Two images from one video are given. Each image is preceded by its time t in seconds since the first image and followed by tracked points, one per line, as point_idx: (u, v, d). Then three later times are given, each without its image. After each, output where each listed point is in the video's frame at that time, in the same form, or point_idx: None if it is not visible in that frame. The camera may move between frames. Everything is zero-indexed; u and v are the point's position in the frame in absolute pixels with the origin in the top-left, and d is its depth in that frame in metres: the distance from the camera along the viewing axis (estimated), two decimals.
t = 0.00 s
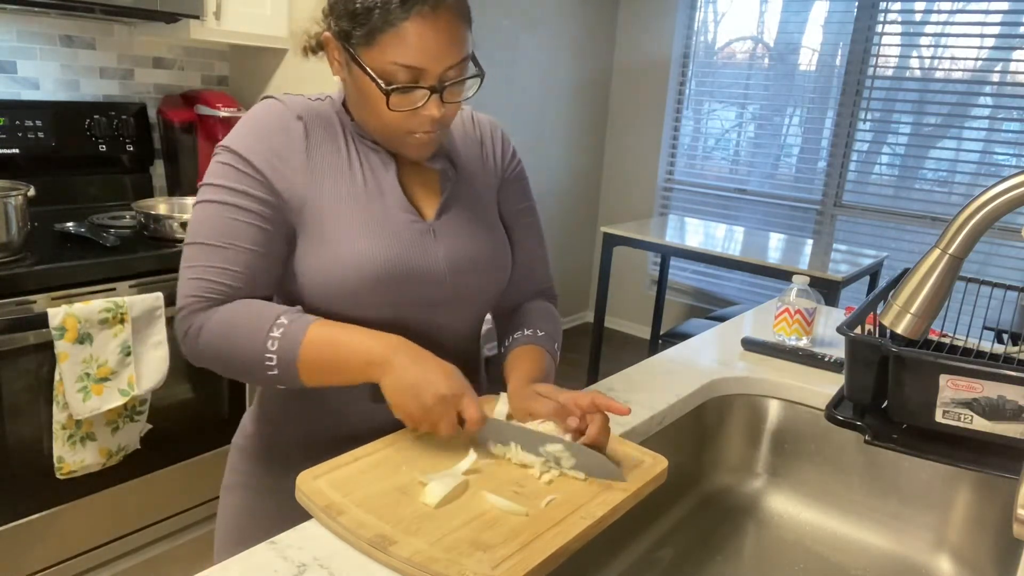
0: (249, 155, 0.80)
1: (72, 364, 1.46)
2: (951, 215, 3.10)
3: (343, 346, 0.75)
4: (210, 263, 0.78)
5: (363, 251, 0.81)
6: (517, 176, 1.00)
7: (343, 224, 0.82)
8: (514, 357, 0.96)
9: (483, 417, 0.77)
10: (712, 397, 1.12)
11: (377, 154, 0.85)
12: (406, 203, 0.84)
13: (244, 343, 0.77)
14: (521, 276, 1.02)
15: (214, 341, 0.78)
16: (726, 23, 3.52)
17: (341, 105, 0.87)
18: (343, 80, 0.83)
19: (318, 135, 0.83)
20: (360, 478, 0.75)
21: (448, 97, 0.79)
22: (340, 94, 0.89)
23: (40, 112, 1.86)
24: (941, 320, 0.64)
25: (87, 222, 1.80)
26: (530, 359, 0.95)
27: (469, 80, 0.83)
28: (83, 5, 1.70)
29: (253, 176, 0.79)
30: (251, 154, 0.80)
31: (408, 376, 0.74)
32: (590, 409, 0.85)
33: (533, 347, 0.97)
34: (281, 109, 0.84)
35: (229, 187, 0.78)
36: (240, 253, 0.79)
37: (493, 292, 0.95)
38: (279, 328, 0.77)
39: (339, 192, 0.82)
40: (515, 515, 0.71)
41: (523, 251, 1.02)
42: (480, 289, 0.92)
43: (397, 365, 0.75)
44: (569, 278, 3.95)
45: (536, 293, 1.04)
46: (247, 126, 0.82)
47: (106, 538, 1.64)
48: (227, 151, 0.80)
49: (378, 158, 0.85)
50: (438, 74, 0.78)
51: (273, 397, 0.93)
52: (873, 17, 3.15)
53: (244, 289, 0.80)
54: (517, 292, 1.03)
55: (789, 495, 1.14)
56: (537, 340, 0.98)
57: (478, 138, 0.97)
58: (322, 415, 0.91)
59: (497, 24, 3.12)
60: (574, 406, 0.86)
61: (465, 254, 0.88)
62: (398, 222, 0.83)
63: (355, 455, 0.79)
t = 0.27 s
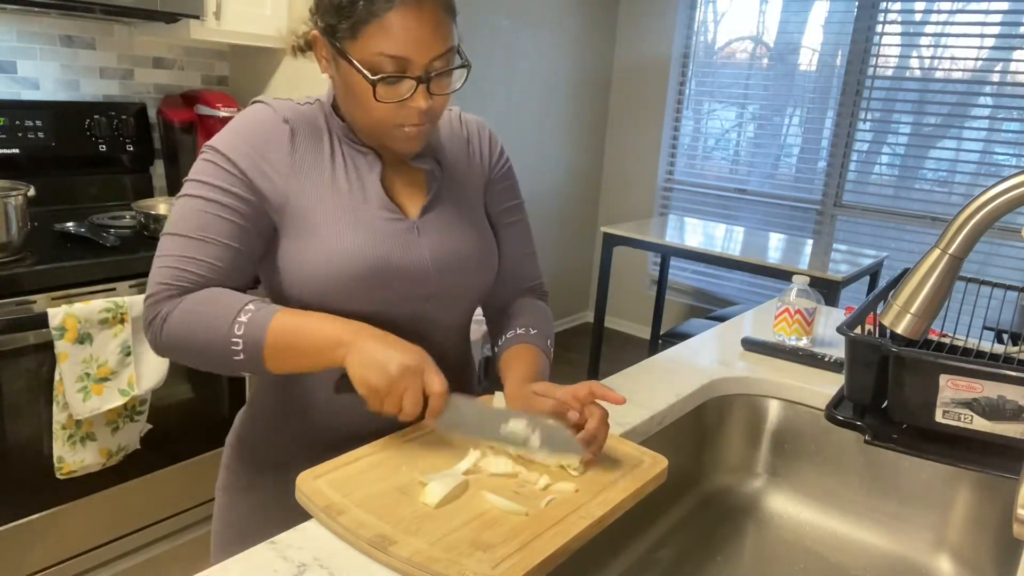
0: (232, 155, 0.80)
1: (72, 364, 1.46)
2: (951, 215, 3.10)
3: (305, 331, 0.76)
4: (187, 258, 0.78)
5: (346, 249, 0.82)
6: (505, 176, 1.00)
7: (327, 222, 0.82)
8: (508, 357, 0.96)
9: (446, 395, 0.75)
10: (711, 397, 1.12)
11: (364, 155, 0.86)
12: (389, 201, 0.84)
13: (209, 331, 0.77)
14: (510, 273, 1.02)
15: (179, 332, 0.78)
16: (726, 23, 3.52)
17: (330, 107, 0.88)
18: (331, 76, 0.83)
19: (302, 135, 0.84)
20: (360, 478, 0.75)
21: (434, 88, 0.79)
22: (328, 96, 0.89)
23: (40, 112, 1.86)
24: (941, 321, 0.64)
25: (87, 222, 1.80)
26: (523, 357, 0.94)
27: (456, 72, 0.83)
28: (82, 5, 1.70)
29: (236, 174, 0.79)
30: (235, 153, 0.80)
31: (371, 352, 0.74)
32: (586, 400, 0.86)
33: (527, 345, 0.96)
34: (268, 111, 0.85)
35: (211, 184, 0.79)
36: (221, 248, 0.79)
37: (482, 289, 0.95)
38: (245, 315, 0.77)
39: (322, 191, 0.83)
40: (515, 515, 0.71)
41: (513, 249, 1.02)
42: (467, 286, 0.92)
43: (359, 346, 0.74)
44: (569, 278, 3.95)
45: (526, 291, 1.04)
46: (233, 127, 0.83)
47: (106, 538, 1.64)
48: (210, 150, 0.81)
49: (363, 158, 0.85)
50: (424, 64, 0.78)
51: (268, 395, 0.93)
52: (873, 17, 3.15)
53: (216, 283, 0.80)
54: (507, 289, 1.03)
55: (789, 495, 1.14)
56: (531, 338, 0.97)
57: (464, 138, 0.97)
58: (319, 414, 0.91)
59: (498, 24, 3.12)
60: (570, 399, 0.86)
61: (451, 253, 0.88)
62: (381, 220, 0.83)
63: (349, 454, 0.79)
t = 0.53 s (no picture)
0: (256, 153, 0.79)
1: (72, 364, 1.46)
2: (951, 215, 3.10)
3: (375, 323, 0.75)
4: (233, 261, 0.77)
5: (355, 250, 0.82)
6: (505, 172, 1.00)
7: (337, 225, 0.82)
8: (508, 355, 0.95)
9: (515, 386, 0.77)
10: (711, 397, 1.12)
11: (371, 156, 0.85)
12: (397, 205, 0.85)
13: (281, 332, 0.76)
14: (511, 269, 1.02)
15: (246, 335, 0.77)
16: (726, 23, 3.52)
17: (334, 106, 0.87)
18: (335, 83, 0.83)
19: (314, 134, 0.83)
20: (361, 477, 0.75)
21: (439, 96, 0.79)
22: (331, 94, 0.89)
23: (40, 112, 1.86)
24: (941, 320, 0.64)
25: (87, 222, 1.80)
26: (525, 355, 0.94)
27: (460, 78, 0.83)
28: (83, 5, 1.70)
29: (260, 175, 0.79)
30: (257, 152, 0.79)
31: (445, 345, 0.74)
32: (591, 401, 0.91)
33: (531, 343, 0.96)
34: (278, 108, 0.84)
35: (241, 185, 0.78)
36: (260, 249, 0.78)
37: (483, 287, 0.95)
38: (314, 311, 0.76)
39: (336, 193, 0.82)
40: (515, 514, 0.71)
41: (513, 248, 1.01)
42: (470, 285, 0.92)
43: (430, 339, 0.74)
44: (569, 278, 3.95)
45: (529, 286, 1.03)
46: (245, 124, 0.82)
47: (106, 538, 1.64)
48: (228, 149, 0.80)
49: (371, 160, 0.85)
50: (428, 74, 0.78)
51: (268, 395, 0.93)
52: (872, 17, 3.15)
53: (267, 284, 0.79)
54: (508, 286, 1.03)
55: (789, 494, 1.14)
56: (534, 336, 0.97)
57: (466, 135, 0.97)
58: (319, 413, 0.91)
59: (497, 24, 3.12)
60: (577, 401, 0.90)
61: (454, 253, 0.89)
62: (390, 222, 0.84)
63: (351, 454, 0.79)
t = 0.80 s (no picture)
0: (249, 145, 0.79)
1: (72, 364, 1.46)
2: (951, 215, 3.10)
3: (327, 322, 0.76)
4: (204, 250, 0.78)
5: (357, 246, 0.82)
6: (509, 171, 1.00)
7: (338, 219, 0.82)
8: (508, 357, 0.96)
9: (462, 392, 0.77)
10: (711, 397, 1.12)
11: (374, 151, 0.85)
12: (400, 198, 0.84)
13: (237, 324, 0.78)
14: (514, 269, 1.02)
15: (204, 324, 0.78)
16: (726, 23, 3.52)
17: (340, 103, 0.87)
18: (343, 83, 0.83)
19: (316, 128, 0.83)
20: (361, 478, 0.75)
21: (448, 101, 0.79)
22: (338, 91, 0.89)
23: (40, 112, 1.86)
24: (941, 321, 0.64)
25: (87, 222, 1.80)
26: (523, 356, 0.95)
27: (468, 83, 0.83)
28: (83, 5, 1.70)
29: (250, 165, 0.79)
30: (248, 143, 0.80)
31: (395, 348, 0.74)
32: (590, 402, 0.87)
33: (529, 344, 0.96)
34: (281, 101, 0.84)
35: (225, 174, 0.78)
36: (232, 239, 0.79)
37: (486, 287, 0.95)
38: (269, 307, 0.77)
39: (335, 187, 0.82)
40: (514, 515, 0.71)
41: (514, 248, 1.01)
42: (473, 284, 0.92)
43: (381, 341, 0.75)
44: (569, 278, 3.95)
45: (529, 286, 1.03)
46: (246, 115, 0.82)
47: (106, 538, 1.64)
48: (224, 139, 0.80)
49: (375, 155, 0.85)
50: (438, 79, 0.78)
51: (267, 395, 0.93)
52: (872, 17, 3.15)
53: (235, 273, 0.80)
54: (510, 286, 1.03)
55: (789, 494, 1.14)
56: (533, 337, 0.97)
57: (470, 134, 0.97)
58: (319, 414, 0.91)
59: (497, 24, 3.12)
60: (573, 401, 0.87)
61: (458, 250, 0.88)
62: (392, 217, 0.83)
63: (352, 454, 0.79)
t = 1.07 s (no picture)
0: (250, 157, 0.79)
1: (72, 364, 1.46)
2: (951, 215, 3.10)
3: (361, 345, 0.76)
4: (222, 264, 0.77)
5: (361, 252, 0.81)
6: (504, 175, 1.00)
7: (337, 224, 0.82)
8: (506, 358, 0.96)
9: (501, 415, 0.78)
10: (711, 397, 1.12)
11: (370, 155, 0.85)
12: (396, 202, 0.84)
13: (265, 346, 0.77)
14: (510, 271, 1.02)
15: (228, 344, 0.78)
16: (726, 23, 3.52)
17: (333, 105, 0.87)
18: (329, 75, 0.83)
19: (311, 136, 0.83)
20: (361, 478, 0.75)
21: (433, 89, 0.79)
22: (329, 94, 0.89)
23: (40, 112, 1.86)
24: (941, 321, 0.64)
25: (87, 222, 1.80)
26: (519, 356, 0.95)
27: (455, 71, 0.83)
28: (83, 5, 1.70)
29: (254, 177, 0.79)
30: (248, 153, 0.80)
31: (431, 371, 0.75)
32: (590, 397, 0.88)
33: (528, 345, 0.96)
34: (276, 111, 0.84)
35: (229, 186, 0.78)
36: (248, 252, 0.78)
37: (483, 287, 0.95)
38: (298, 329, 0.77)
39: (333, 192, 0.82)
40: (514, 515, 0.71)
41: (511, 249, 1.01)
42: (470, 286, 0.92)
43: (416, 363, 0.75)
44: (569, 278, 3.95)
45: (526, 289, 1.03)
46: (243, 127, 0.82)
47: (106, 538, 1.64)
48: (224, 153, 0.80)
49: (371, 160, 0.85)
50: (423, 66, 0.78)
51: (267, 396, 0.93)
52: (872, 17, 3.15)
53: (255, 290, 0.79)
54: (507, 288, 1.03)
55: (789, 494, 1.14)
56: (532, 338, 0.97)
57: (465, 137, 0.97)
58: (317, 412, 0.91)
59: (497, 24, 3.12)
60: (573, 397, 0.88)
61: (455, 252, 0.88)
62: (392, 222, 0.83)
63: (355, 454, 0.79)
